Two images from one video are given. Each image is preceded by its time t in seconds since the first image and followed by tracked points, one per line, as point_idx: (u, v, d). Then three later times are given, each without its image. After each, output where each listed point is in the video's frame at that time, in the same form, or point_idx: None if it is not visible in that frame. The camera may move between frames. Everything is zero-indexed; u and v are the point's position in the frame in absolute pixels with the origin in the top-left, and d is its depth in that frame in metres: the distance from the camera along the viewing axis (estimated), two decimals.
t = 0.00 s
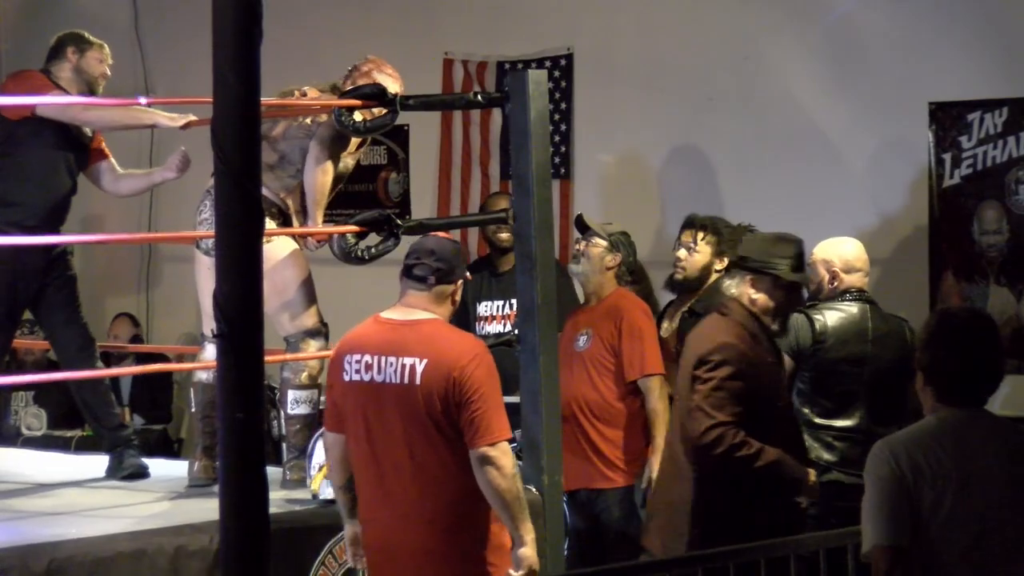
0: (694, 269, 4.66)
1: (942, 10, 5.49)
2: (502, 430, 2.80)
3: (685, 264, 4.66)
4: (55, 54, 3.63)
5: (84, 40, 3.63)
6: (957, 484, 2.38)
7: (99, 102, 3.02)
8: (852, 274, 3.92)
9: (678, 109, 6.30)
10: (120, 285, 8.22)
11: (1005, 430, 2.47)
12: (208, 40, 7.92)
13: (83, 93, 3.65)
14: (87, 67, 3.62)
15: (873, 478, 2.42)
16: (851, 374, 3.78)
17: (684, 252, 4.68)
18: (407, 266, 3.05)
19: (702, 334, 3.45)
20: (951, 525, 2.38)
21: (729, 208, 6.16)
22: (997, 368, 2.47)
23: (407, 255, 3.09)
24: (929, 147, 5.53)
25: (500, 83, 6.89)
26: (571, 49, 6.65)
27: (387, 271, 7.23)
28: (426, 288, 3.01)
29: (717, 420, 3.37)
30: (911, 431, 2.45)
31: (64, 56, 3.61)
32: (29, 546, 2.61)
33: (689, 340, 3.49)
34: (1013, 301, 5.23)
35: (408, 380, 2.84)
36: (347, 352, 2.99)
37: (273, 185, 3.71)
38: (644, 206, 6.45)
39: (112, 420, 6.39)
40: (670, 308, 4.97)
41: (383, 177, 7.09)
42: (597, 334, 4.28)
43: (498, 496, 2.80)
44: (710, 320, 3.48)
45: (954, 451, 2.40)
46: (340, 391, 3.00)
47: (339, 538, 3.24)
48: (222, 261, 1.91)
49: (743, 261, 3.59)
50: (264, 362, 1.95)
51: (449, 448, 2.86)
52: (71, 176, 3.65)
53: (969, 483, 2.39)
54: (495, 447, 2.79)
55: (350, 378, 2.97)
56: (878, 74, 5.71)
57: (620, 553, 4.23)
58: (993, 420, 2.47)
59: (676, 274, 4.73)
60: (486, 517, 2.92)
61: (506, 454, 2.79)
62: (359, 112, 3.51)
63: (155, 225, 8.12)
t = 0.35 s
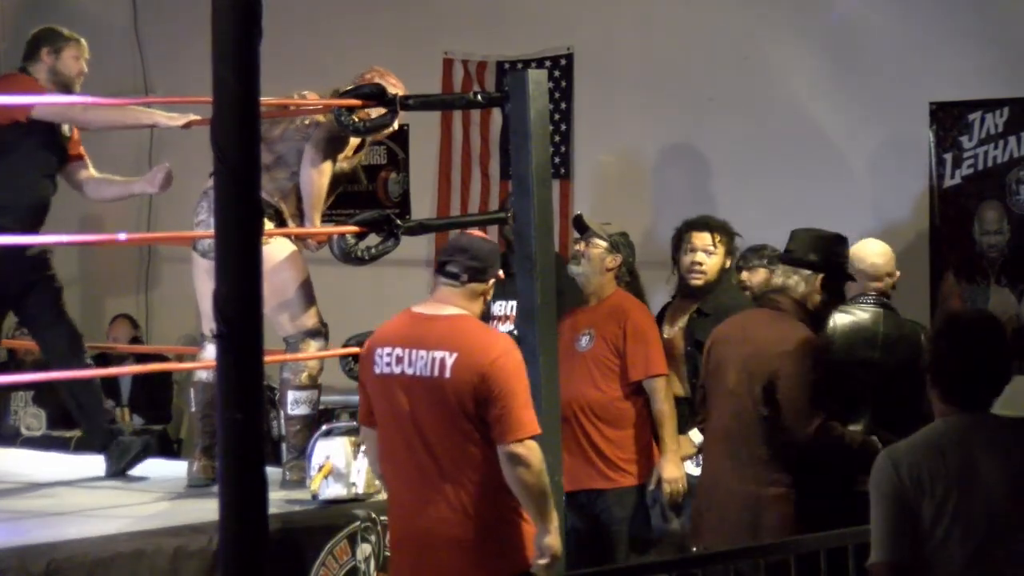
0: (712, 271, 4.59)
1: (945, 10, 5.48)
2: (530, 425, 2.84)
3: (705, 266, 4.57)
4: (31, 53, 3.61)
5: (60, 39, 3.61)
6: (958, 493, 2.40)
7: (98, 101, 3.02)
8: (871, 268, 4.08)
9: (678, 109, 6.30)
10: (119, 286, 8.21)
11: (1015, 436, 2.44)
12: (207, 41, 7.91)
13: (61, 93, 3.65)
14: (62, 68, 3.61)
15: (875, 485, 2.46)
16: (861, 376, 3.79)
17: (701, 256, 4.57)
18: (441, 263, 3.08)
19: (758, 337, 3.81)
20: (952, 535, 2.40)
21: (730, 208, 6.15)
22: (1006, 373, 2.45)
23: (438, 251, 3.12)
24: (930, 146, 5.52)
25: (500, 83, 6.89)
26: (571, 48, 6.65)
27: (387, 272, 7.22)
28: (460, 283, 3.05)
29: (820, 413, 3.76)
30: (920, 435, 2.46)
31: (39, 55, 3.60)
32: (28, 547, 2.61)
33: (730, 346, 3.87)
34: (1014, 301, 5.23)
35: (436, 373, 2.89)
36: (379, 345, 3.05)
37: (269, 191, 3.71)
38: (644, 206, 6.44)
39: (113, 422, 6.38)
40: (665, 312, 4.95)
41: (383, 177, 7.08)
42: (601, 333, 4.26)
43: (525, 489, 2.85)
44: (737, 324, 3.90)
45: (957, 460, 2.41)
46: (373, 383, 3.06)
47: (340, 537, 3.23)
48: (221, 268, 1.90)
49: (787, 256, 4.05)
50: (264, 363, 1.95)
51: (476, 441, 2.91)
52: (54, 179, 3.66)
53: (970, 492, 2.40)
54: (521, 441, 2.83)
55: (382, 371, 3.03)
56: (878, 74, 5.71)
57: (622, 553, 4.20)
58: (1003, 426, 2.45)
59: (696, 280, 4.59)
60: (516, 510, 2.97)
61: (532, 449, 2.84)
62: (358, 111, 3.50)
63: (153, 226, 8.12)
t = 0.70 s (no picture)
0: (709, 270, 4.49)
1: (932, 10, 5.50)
2: (572, 428, 2.99)
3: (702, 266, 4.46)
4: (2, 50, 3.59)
5: (31, 36, 3.60)
6: (929, 497, 2.69)
7: (84, 101, 3.00)
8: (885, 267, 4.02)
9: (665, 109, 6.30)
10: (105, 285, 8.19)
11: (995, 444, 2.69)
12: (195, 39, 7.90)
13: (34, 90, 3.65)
14: (35, 66, 3.61)
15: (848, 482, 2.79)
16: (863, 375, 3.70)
17: (698, 257, 4.48)
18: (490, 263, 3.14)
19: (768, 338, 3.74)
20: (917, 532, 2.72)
21: (718, 208, 6.15)
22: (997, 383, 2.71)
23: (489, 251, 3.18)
24: (916, 146, 5.54)
25: (488, 82, 6.89)
26: (558, 48, 6.66)
27: (373, 272, 7.19)
28: (508, 286, 3.14)
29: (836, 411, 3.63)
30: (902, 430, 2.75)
31: (11, 55, 3.58)
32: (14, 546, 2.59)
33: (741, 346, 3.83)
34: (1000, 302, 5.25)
35: (486, 371, 3.00)
36: (426, 338, 3.14)
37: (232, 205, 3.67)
38: (632, 206, 6.44)
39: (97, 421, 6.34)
40: (657, 310, 4.81)
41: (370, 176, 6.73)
42: (590, 336, 4.24)
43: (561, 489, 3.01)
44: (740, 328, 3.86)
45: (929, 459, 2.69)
46: (416, 373, 3.15)
47: (326, 538, 3.24)
48: (208, 268, 1.90)
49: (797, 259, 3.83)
50: (249, 369, 1.94)
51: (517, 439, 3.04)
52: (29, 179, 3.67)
53: (938, 492, 2.69)
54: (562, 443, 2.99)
55: (428, 362, 3.12)
56: (866, 75, 5.72)
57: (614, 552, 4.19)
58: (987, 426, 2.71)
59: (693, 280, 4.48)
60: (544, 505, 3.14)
61: (574, 450, 3.01)
62: (348, 111, 3.49)
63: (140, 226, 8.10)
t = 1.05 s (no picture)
0: (660, 266, 4.49)
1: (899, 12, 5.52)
2: (593, 425, 2.96)
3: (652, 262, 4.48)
4: None
5: None
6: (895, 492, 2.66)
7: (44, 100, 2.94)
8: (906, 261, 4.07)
9: (631, 110, 6.28)
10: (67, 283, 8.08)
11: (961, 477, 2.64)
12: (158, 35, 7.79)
13: None
14: None
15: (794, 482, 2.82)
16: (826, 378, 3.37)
17: (648, 254, 4.48)
18: (519, 262, 3.04)
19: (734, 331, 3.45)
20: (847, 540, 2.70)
21: (685, 208, 6.12)
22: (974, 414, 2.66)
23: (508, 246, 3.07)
24: (881, 147, 5.60)
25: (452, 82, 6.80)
26: (523, 49, 6.57)
27: (339, 272, 7.14)
28: (536, 284, 3.06)
29: (760, 408, 3.30)
30: (866, 438, 2.71)
31: None
32: None
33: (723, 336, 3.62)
34: (964, 300, 5.24)
35: (505, 368, 2.93)
36: (440, 331, 3.05)
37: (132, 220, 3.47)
38: (596, 206, 6.38)
39: (61, 422, 6.27)
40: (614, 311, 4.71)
41: (335, 178, 6.85)
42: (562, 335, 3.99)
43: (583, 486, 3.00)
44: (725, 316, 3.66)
45: (886, 475, 2.67)
46: (430, 366, 3.06)
47: (291, 539, 3.19)
48: (173, 284, 1.87)
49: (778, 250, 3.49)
50: (214, 370, 1.91)
51: (535, 434, 3.00)
52: None
53: (894, 510, 2.66)
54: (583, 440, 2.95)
55: (443, 357, 3.02)
56: (832, 75, 5.72)
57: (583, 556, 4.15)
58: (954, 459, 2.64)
59: (644, 278, 4.47)
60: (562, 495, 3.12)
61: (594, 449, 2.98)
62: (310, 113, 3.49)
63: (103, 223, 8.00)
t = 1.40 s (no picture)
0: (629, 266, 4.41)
1: (867, 14, 5.53)
2: (584, 422, 3.10)
3: (622, 263, 4.37)
4: None
5: None
6: (842, 489, 2.62)
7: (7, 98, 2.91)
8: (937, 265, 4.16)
9: (597, 111, 6.26)
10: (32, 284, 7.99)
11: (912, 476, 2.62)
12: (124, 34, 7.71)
13: None
14: None
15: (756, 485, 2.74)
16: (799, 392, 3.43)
17: (616, 256, 4.39)
18: (507, 262, 3.18)
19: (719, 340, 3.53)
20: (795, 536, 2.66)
21: (652, 209, 6.11)
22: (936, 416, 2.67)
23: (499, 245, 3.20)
24: (848, 147, 5.60)
25: (421, 83, 6.77)
26: (490, 50, 6.54)
27: (308, 272, 7.10)
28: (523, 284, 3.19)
29: (726, 419, 3.37)
30: (833, 435, 2.68)
31: None
32: None
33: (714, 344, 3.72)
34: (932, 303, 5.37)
35: (497, 366, 3.04)
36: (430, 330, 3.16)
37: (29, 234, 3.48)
38: (563, 206, 6.37)
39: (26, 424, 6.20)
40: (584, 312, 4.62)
41: (301, 179, 6.98)
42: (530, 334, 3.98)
43: (575, 482, 3.13)
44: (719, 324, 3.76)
45: (843, 476, 2.62)
46: (421, 365, 3.17)
47: (259, 540, 3.17)
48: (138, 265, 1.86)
49: (778, 258, 3.50)
50: (181, 365, 1.90)
51: (525, 432, 3.11)
52: None
53: (843, 511, 2.62)
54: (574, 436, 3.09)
55: (434, 355, 3.14)
56: (799, 75, 5.70)
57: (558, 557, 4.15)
58: (909, 460, 2.62)
59: (617, 279, 4.39)
60: (552, 493, 3.25)
61: (584, 445, 3.12)
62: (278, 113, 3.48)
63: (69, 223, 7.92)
